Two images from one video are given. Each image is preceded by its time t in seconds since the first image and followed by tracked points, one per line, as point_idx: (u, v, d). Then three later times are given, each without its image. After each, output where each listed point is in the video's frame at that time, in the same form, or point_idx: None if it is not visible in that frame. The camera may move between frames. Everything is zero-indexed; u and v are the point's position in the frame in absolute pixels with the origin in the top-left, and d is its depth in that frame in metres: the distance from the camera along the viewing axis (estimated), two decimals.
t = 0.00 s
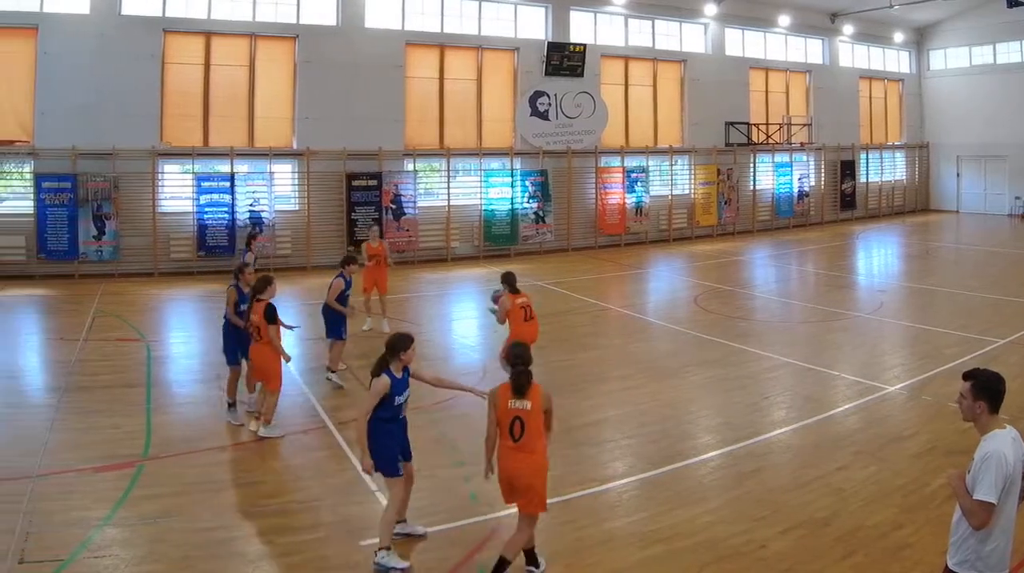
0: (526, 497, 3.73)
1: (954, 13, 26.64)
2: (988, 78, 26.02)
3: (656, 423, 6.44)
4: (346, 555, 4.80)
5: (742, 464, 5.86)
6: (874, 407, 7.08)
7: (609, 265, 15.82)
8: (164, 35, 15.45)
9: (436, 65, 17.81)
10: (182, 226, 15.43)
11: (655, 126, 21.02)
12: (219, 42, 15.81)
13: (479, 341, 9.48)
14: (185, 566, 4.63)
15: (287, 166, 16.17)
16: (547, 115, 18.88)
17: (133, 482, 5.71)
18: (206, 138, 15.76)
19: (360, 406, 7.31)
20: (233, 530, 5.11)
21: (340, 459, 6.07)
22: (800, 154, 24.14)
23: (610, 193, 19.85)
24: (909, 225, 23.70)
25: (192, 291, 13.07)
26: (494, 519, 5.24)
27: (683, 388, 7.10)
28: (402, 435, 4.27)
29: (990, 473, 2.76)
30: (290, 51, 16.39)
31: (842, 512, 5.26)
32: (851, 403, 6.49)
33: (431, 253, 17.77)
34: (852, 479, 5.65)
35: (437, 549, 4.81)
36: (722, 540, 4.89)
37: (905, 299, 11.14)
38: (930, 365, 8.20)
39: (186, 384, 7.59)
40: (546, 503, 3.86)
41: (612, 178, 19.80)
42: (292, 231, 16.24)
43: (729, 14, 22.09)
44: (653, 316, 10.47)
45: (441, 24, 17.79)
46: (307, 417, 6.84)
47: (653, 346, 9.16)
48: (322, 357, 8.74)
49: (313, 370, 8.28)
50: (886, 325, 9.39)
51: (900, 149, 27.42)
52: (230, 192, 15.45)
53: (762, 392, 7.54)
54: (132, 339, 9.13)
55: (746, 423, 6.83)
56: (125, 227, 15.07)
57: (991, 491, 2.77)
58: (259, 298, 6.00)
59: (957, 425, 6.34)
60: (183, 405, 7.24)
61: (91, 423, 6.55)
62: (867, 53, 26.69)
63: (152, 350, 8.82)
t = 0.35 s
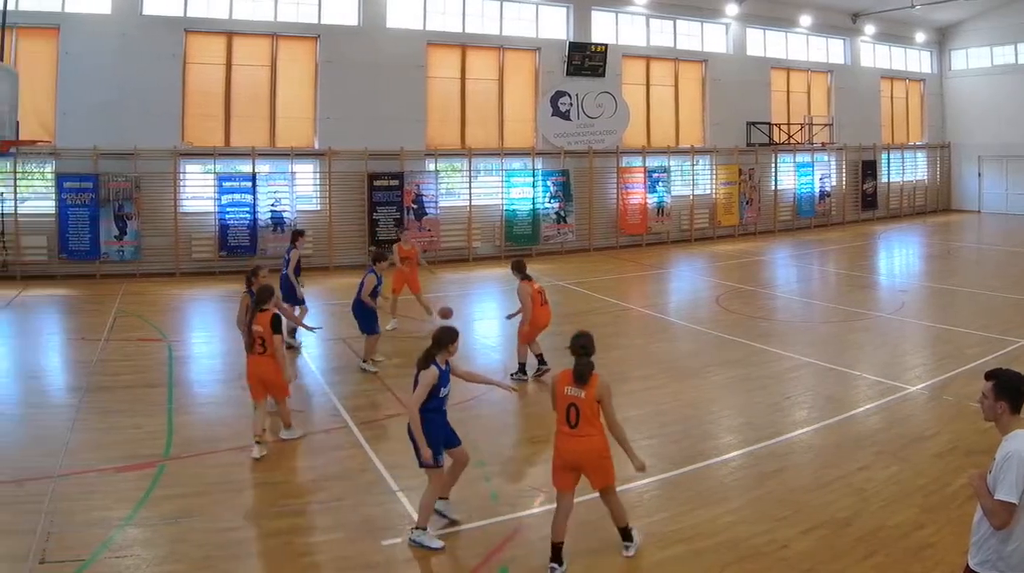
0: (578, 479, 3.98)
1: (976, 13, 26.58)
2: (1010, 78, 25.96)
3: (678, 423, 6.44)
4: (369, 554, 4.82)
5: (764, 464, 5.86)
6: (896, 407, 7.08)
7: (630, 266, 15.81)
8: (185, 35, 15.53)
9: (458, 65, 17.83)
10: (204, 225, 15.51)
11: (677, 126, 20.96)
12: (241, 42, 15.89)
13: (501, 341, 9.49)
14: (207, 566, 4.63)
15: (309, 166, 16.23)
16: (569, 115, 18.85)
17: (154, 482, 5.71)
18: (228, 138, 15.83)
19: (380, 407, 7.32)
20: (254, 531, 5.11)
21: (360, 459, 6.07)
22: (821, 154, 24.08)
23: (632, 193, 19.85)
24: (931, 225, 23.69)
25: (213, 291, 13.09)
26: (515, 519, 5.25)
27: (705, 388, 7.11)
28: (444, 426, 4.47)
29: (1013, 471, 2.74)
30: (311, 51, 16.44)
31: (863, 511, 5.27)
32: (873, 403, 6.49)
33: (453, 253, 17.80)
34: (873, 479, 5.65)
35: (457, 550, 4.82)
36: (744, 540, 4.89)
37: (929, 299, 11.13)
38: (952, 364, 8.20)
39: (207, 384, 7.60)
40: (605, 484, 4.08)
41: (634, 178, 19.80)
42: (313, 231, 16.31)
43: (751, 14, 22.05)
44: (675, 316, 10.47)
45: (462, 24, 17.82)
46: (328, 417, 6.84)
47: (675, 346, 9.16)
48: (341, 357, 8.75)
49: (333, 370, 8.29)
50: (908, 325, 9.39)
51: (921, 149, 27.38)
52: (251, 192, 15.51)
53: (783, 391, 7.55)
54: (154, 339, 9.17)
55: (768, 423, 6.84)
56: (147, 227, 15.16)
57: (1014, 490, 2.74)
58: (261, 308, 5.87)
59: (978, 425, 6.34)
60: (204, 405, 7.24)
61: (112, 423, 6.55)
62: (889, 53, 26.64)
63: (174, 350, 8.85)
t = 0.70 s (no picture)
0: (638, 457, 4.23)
1: (997, 13, 26.52)
2: None
3: (700, 423, 6.44)
4: (392, 553, 4.82)
5: (785, 464, 5.86)
6: (918, 407, 7.08)
7: (650, 266, 15.82)
8: (207, 35, 15.57)
9: (480, 64, 17.84)
10: (224, 226, 15.54)
11: (698, 126, 20.91)
12: (262, 42, 15.92)
13: (523, 342, 9.53)
14: (228, 566, 4.64)
15: (330, 166, 16.26)
16: (590, 115, 18.87)
17: (176, 482, 5.71)
18: (249, 138, 15.87)
19: (402, 407, 7.33)
20: (275, 530, 5.12)
21: (381, 459, 6.07)
22: (843, 154, 23.98)
23: (654, 193, 19.80)
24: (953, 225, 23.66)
25: (233, 291, 13.10)
26: (537, 519, 5.26)
27: (726, 388, 7.11)
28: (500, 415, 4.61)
29: None
30: (333, 52, 16.46)
31: (884, 511, 5.27)
32: (894, 403, 6.49)
33: (474, 253, 17.81)
34: (894, 479, 5.65)
35: (479, 550, 4.83)
36: (765, 540, 4.90)
37: (953, 299, 11.12)
38: (974, 364, 8.20)
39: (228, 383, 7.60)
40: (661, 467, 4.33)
41: (655, 178, 19.77)
42: (335, 231, 16.32)
43: (772, 14, 22.01)
44: (696, 316, 10.46)
45: (484, 24, 17.83)
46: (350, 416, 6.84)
47: (696, 346, 9.16)
48: (361, 357, 8.75)
49: (353, 370, 8.29)
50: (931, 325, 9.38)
51: (943, 149, 27.32)
52: (273, 192, 15.54)
53: (805, 392, 7.55)
54: (176, 339, 9.18)
55: (789, 423, 6.84)
56: (169, 227, 15.21)
57: None
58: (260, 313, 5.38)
59: (1000, 425, 6.34)
60: (225, 404, 7.26)
61: (134, 423, 6.56)
62: (910, 53, 26.58)
63: (195, 350, 8.86)
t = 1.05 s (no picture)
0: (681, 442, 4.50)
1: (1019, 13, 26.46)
2: None
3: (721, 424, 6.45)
4: (414, 553, 4.83)
5: (806, 464, 5.86)
6: (939, 407, 7.08)
7: (670, 266, 15.82)
8: (228, 35, 15.61)
9: (502, 64, 17.86)
10: (246, 226, 15.57)
11: (720, 126, 20.86)
12: (284, 42, 15.96)
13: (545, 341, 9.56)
14: (249, 566, 4.64)
15: (351, 166, 16.30)
16: (612, 115, 18.86)
17: (198, 482, 5.71)
18: (270, 138, 15.91)
19: (423, 407, 7.33)
20: (295, 530, 5.11)
21: (402, 458, 6.07)
22: (864, 154, 23.89)
23: (675, 193, 19.78)
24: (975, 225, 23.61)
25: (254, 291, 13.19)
26: (558, 518, 5.26)
27: (747, 388, 7.12)
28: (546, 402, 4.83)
29: None
30: (355, 52, 16.49)
31: (905, 511, 5.26)
32: (915, 403, 6.49)
33: (495, 254, 17.84)
34: (915, 478, 5.65)
35: (501, 550, 4.84)
36: (786, 540, 4.90)
37: (977, 299, 11.12)
38: (996, 364, 8.20)
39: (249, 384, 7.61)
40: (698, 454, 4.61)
41: (677, 178, 19.74)
42: (355, 231, 16.36)
43: (793, 14, 21.98)
44: (718, 316, 10.47)
45: (505, 24, 17.86)
46: (371, 416, 6.84)
47: (717, 346, 9.16)
48: (382, 358, 8.76)
49: (373, 370, 8.31)
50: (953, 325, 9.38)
51: (964, 149, 27.23)
52: (294, 192, 15.56)
53: (827, 391, 7.56)
54: (196, 339, 9.20)
55: (810, 422, 6.84)
56: (190, 227, 15.22)
57: None
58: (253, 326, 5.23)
59: (1022, 425, 6.33)
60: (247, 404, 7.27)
61: (156, 422, 6.57)
62: (932, 53, 26.52)
63: (215, 350, 8.87)
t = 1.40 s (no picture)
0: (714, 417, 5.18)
1: None
2: None
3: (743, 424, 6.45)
4: (436, 553, 4.83)
5: (827, 464, 5.86)
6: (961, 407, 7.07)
7: (690, 266, 15.81)
8: (250, 35, 15.65)
9: (523, 64, 17.85)
10: (268, 225, 15.60)
11: (742, 127, 20.80)
12: (306, 42, 16.00)
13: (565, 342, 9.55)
14: (269, 566, 4.63)
15: (373, 166, 16.34)
16: (632, 115, 18.67)
17: (219, 482, 5.71)
18: (292, 138, 15.93)
19: (445, 407, 7.33)
20: (316, 531, 5.11)
21: (422, 458, 6.07)
22: (885, 154, 23.77)
23: (696, 193, 19.74)
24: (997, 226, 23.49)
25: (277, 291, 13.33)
26: (580, 519, 5.26)
27: (769, 388, 7.12)
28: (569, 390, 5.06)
29: None
30: (376, 52, 16.52)
31: (927, 511, 5.26)
32: (936, 403, 6.49)
33: (517, 253, 17.86)
34: (936, 479, 5.64)
35: (522, 550, 4.84)
36: (807, 540, 4.90)
37: (997, 299, 11.12)
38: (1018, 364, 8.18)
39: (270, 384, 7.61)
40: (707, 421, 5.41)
41: (698, 178, 19.68)
42: (376, 231, 16.42)
43: (814, 14, 21.93)
44: (739, 316, 10.48)
45: (527, 24, 17.87)
46: (392, 416, 6.84)
47: (739, 346, 9.17)
48: (401, 358, 8.76)
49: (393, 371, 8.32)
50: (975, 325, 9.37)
51: (985, 149, 27.03)
52: (316, 192, 15.61)
53: (848, 391, 7.57)
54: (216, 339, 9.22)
55: (831, 422, 6.85)
56: (212, 227, 15.27)
57: None
58: (238, 340, 4.86)
59: None
60: (268, 404, 7.27)
61: (178, 422, 6.58)
62: (952, 53, 26.35)
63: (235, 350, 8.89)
